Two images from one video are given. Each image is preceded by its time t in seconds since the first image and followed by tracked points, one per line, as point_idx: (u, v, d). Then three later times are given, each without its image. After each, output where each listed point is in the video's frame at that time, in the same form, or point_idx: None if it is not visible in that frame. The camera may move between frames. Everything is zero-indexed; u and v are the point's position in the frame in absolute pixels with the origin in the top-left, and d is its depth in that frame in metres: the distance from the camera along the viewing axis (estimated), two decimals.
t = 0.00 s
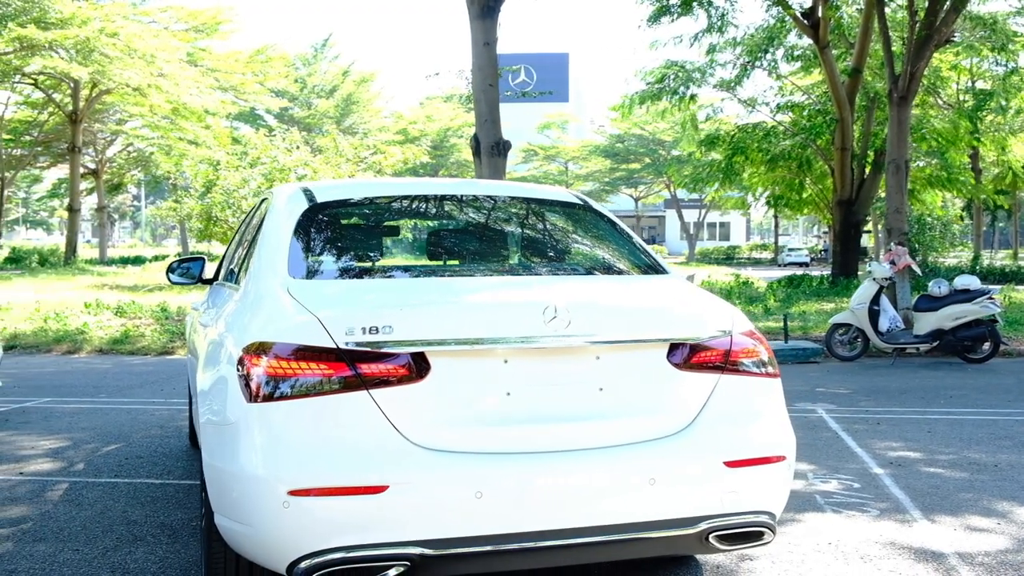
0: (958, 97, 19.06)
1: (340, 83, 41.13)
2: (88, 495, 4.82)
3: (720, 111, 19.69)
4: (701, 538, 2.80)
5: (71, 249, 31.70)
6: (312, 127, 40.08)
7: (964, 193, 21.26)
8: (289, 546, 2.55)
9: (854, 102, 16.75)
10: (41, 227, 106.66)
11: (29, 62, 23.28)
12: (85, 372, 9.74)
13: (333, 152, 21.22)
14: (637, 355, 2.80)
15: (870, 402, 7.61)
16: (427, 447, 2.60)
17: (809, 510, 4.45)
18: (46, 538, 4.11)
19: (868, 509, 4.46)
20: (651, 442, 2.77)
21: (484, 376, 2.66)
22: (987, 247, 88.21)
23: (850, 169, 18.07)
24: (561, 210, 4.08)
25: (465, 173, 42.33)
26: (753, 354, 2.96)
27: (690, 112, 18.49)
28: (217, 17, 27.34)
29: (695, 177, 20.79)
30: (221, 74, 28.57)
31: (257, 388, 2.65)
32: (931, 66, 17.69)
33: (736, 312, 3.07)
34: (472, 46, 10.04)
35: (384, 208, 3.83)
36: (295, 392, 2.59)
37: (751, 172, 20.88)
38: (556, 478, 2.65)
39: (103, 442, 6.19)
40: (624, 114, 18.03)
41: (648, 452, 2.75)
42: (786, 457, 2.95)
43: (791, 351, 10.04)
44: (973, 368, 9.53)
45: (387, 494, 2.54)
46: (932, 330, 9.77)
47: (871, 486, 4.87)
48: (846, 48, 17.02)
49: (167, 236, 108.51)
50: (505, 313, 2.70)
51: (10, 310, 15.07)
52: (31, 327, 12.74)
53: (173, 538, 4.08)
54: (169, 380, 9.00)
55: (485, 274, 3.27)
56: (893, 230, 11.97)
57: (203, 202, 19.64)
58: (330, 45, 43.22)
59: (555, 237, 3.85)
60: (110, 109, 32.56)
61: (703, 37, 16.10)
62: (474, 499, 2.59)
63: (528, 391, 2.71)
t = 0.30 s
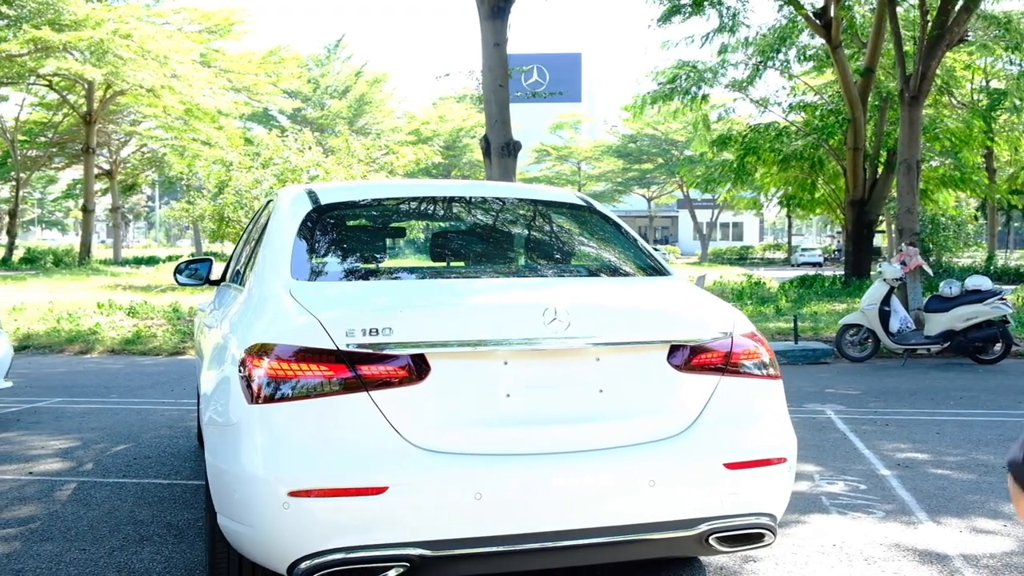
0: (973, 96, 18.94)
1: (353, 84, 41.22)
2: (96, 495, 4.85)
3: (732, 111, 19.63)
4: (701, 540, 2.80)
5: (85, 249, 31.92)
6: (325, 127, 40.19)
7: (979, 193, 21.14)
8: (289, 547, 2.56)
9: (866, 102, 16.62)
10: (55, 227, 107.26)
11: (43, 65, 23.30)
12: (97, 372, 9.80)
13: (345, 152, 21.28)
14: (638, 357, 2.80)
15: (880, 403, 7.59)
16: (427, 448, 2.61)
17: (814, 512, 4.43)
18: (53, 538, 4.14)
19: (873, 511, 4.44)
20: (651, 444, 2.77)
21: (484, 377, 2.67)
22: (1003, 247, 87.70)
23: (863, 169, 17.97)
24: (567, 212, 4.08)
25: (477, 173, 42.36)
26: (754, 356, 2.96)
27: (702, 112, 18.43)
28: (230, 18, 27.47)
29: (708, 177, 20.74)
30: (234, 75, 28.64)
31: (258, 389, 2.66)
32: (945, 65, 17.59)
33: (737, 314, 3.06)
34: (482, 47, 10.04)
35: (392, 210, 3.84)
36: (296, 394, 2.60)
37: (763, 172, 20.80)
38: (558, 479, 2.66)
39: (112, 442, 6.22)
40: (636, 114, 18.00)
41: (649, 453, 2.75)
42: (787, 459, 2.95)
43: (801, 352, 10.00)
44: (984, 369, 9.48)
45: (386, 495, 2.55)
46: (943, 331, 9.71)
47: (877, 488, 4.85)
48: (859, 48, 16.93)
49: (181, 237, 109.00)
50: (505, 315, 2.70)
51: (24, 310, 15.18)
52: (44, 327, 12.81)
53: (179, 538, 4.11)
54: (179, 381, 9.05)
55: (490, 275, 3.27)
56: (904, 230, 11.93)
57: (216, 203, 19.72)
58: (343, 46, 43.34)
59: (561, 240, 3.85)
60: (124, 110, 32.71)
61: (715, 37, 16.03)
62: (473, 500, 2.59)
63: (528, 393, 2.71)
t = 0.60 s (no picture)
0: (985, 96, 18.86)
1: (364, 84, 41.29)
2: (102, 494, 4.88)
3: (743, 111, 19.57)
4: (700, 541, 2.80)
5: (98, 249, 32.10)
6: (336, 128, 40.28)
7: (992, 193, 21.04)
8: (289, 547, 2.57)
9: (877, 102, 16.50)
10: (68, 226, 107.80)
11: (56, 66, 23.11)
12: (107, 371, 9.85)
13: (356, 153, 21.31)
14: (637, 358, 2.80)
15: (888, 404, 7.55)
16: (427, 449, 2.62)
17: (818, 513, 4.42)
18: (59, 537, 4.16)
19: (878, 513, 4.42)
20: (651, 445, 2.77)
21: (484, 378, 2.68)
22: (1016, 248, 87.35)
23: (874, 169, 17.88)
24: (572, 213, 4.08)
25: (488, 173, 42.40)
26: (755, 358, 2.95)
27: (713, 112, 18.39)
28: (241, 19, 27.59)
29: (719, 177, 20.69)
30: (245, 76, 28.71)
31: (259, 389, 2.67)
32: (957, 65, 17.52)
33: (739, 315, 3.06)
34: (491, 47, 10.04)
35: (399, 211, 3.84)
36: (297, 394, 2.61)
37: (775, 172, 20.74)
38: (556, 479, 2.66)
39: (120, 442, 6.25)
40: (647, 114, 17.97)
41: (648, 454, 2.75)
42: (788, 460, 2.94)
43: (809, 353, 9.98)
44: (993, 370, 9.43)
45: (386, 495, 2.56)
46: (952, 333, 9.63)
47: (882, 489, 4.83)
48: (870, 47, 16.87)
49: (193, 237, 109.38)
50: (506, 316, 2.70)
51: (36, 310, 15.26)
52: (55, 327, 12.87)
53: (183, 537, 4.12)
54: (188, 381, 9.08)
55: (496, 276, 3.27)
56: (914, 231, 11.93)
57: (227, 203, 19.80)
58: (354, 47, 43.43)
59: (567, 241, 3.85)
60: (136, 111, 32.85)
61: (726, 37, 16.00)
62: (472, 500, 2.60)
63: (528, 394, 2.71)
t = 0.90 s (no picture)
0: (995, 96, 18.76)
1: (372, 84, 41.34)
2: (106, 494, 4.90)
3: (751, 111, 19.52)
4: (698, 541, 2.80)
5: (106, 249, 32.22)
6: (344, 128, 40.34)
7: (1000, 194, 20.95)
8: (288, 546, 2.58)
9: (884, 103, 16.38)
10: (77, 227, 108.16)
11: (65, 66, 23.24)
12: (114, 371, 9.88)
13: (363, 153, 21.32)
14: (635, 358, 2.80)
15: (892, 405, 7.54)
16: (425, 449, 2.62)
17: (819, 513, 4.42)
18: (62, 536, 4.19)
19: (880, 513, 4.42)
20: (650, 444, 2.78)
21: (482, 377, 2.68)
22: None
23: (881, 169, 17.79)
24: (575, 213, 4.09)
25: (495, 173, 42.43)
26: (754, 358, 2.95)
27: (720, 112, 18.36)
28: (249, 19, 27.66)
29: (726, 177, 20.66)
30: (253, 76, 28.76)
31: (258, 389, 2.68)
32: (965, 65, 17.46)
33: (739, 315, 3.06)
34: (497, 48, 10.05)
35: (403, 212, 3.85)
36: (295, 394, 2.62)
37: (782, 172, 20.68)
38: (553, 480, 2.67)
39: (124, 441, 6.27)
40: (654, 114, 17.96)
41: (646, 454, 2.75)
42: (787, 460, 2.94)
43: (815, 353, 9.95)
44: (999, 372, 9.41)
45: (384, 494, 2.57)
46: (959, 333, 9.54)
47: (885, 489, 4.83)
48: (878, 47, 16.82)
49: (201, 237, 109.66)
50: (504, 316, 2.71)
51: (44, 310, 15.32)
52: (62, 327, 12.91)
53: (185, 537, 4.14)
54: (194, 381, 9.09)
55: (498, 277, 3.27)
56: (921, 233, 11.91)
57: (234, 203, 19.84)
58: (361, 47, 43.49)
59: (570, 242, 3.86)
60: (145, 111, 32.95)
61: (732, 37, 15.96)
62: (469, 500, 2.61)
63: (525, 394, 2.72)
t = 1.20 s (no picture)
0: (1000, 96, 18.75)
1: (376, 84, 41.38)
2: (109, 494, 4.91)
3: (754, 111, 19.50)
4: (698, 542, 2.80)
5: (111, 249, 32.30)
6: (349, 128, 40.40)
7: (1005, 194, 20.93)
8: (288, 547, 2.59)
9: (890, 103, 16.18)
10: (82, 227, 108.37)
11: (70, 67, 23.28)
12: (118, 371, 9.91)
13: (367, 153, 21.37)
14: (636, 359, 2.80)
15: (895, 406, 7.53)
16: (424, 449, 2.63)
17: (821, 514, 4.42)
18: (65, 535, 4.20)
19: (882, 514, 4.42)
20: (650, 445, 2.78)
21: (483, 378, 2.69)
22: None
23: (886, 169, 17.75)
24: (577, 214, 4.10)
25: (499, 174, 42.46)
26: (755, 358, 2.95)
27: (724, 112, 18.36)
28: (254, 19, 27.71)
29: (730, 177, 20.65)
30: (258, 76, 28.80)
31: (259, 389, 2.69)
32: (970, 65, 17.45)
33: (739, 317, 3.06)
34: (500, 48, 10.05)
35: (406, 212, 3.86)
36: (296, 395, 2.63)
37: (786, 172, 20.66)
38: (553, 480, 2.67)
39: (127, 442, 6.28)
40: (658, 114, 17.96)
41: (646, 456, 2.75)
42: (787, 461, 2.94)
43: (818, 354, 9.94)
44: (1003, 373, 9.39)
45: (385, 494, 2.57)
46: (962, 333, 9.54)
47: (888, 490, 4.82)
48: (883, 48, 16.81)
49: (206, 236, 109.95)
50: (504, 318, 2.71)
51: (49, 310, 15.36)
52: (67, 327, 12.93)
53: (188, 536, 4.16)
54: (197, 381, 9.11)
55: (500, 278, 3.28)
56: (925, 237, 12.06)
57: (238, 204, 19.89)
58: (365, 47, 43.53)
59: (572, 243, 3.86)
60: (150, 112, 33.01)
61: (737, 37, 15.95)
62: (470, 500, 2.61)
63: (526, 395, 2.72)
